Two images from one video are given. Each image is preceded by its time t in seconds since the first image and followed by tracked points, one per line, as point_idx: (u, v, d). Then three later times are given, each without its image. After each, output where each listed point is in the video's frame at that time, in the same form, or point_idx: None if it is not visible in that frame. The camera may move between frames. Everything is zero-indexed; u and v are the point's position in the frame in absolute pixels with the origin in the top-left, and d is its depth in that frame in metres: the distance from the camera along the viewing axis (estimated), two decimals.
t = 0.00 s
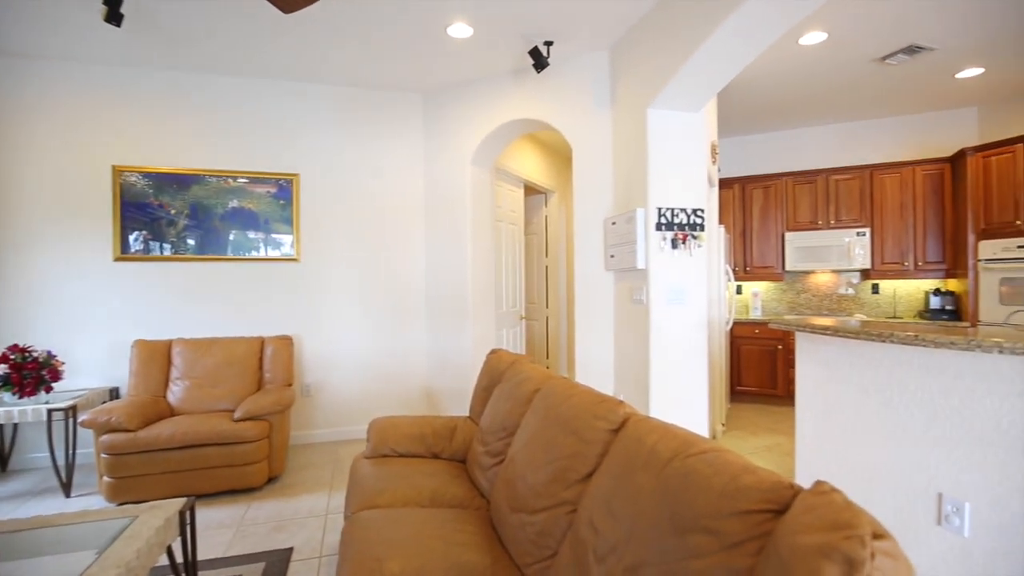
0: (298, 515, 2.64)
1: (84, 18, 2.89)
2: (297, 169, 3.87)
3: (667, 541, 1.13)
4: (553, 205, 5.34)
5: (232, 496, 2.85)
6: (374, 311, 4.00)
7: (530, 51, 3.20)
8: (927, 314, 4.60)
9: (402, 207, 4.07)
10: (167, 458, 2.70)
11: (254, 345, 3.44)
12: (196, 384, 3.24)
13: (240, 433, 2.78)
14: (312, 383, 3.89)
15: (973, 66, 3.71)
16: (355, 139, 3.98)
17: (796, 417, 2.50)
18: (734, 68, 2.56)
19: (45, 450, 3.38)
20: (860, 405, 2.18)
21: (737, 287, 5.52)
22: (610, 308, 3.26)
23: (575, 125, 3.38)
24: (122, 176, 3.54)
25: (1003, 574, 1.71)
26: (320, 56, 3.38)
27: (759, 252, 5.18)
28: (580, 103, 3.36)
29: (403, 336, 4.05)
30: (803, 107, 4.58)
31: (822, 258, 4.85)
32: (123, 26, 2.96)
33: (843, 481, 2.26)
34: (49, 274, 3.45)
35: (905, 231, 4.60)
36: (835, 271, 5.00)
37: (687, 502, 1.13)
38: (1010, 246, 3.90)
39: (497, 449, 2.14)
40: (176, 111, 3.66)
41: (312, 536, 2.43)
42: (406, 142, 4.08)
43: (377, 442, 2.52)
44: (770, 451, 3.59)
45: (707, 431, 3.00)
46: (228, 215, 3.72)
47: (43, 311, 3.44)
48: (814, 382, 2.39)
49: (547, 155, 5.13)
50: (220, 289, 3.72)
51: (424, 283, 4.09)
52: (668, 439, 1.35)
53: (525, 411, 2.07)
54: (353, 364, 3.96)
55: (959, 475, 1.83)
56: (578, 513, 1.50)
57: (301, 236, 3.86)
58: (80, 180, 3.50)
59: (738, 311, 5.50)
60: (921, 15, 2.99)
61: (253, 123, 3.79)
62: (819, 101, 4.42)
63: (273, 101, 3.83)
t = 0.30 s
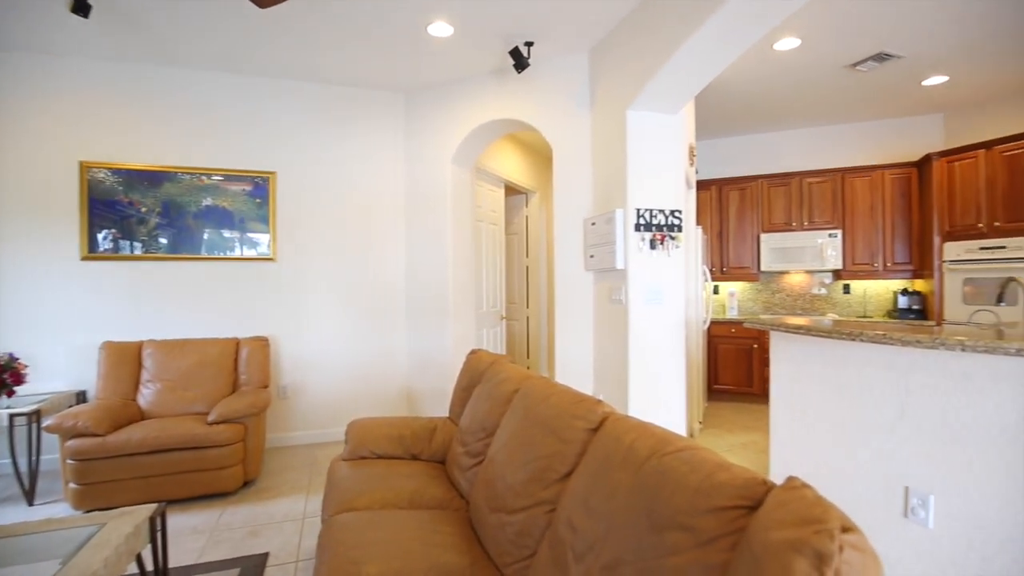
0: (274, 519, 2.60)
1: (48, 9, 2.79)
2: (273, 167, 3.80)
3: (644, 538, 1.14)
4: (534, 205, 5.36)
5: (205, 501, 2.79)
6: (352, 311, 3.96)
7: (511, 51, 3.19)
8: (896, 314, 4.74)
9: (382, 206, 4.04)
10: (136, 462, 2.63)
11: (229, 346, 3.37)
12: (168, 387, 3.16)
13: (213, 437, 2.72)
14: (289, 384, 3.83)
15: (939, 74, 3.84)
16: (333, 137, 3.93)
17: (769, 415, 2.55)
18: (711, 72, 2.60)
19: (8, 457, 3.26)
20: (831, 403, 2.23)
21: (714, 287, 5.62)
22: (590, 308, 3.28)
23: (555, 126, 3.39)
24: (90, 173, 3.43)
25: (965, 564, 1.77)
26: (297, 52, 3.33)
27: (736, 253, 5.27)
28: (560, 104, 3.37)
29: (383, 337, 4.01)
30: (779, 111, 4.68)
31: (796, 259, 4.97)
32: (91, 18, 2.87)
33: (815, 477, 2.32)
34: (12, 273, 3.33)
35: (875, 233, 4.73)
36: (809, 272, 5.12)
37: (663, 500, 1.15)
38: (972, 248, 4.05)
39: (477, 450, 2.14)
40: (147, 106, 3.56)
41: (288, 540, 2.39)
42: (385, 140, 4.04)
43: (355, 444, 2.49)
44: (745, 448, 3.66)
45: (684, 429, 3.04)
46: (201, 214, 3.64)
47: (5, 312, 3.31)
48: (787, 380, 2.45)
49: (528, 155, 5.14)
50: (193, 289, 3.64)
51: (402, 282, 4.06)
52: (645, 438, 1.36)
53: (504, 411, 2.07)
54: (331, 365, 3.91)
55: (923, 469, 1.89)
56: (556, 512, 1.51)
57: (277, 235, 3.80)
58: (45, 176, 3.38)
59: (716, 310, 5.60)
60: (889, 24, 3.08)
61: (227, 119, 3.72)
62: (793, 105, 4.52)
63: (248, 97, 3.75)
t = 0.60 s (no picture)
0: (249, 523, 2.55)
1: None
2: (248, 164, 3.73)
3: (621, 535, 1.16)
4: (513, 205, 5.37)
5: (178, 506, 2.72)
6: (330, 311, 3.91)
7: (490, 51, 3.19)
8: (866, 313, 4.88)
9: (360, 206, 3.99)
10: (105, 467, 2.55)
11: (202, 347, 3.30)
12: (138, 390, 3.08)
13: (186, 440, 2.66)
14: (265, 386, 3.76)
15: (905, 81, 3.96)
16: (310, 134, 3.87)
17: (744, 413, 2.60)
18: (687, 76, 2.65)
19: None
20: (803, 400, 2.29)
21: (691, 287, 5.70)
22: (569, 308, 3.30)
23: (534, 127, 3.40)
24: (55, 168, 3.32)
25: (930, 555, 1.84)
26: (274, 48, 3.27)
27: (713, 254, 5.36)
28: (539, 105, 3.38)
29: (362, 337, 3.97)
30: (754, 115, 4.77)
31: (771, 260, 5.07)
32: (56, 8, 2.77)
33: (788, 474, 2.37)
34: None
35: (846, 235, 4.86)
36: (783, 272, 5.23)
37: (640, 497, 1.16)
38: (938, 249, 4.20)
39: (456, 450, 2.13)
40: (116, 100, 3.46)
41: (264, 545, 2.35)
42: (364, 139, 4.00)
43: (332, 446, 2.45)
44: (722, 445, 3.72)
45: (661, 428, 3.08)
46: (173, 212, 3.55)
47: None
48: (761, 379, 2.50)
49: (507, 155, 5.15)
50: (165, 289, 3.55)
51: (380, 282, 4.02)
52: (622, 436, 1.38)
53: (483, 411, 2.07)
54: (309, 366, 3.86)
55: (891, 464, 1.95)
56: (535, 511, 1.52)
57: (252, 234, 3.73)
58: (7, 171, 3.26)
59: (693, 310, 5.68)
60: (858, 31, 3.18)
61: (200, 115, 3.63)
62: (768, 109, 4.61)
63: (222, 93, 3.68)
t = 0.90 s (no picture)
0: (222, 529, 2.50)
1: None
2: (222, 162, 3.65)
3: (598, 533, 1.16)
4: (493, 205, 5.37)
5: (148, 512, 2.65)
6: (307, 311, 3.85)
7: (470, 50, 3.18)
8: (837, 313, 5.01)
9: (338, 205, 3.94)
10: (70, 473, 2.47)
11: (173, 349, 3.22)
12: (106, 392, 2.99)
13: (156, 444, 2.59)
14: (239, 388, 3.69)
15: (874, 87, 4.08)
16: (286, 132, 3.81)
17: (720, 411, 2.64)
18: (665, 78, 2.68)
19: None
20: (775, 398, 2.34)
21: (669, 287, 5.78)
22: (549, 309, 3.31)
23: (513, 127, 3.41)
24: (17, 163, 3.20)
25: (897, 547, 1.90)
26: (250, 43, 3.21)
27: (690, 255, 5.44)
28: (519, 105, 3.39)
29: (339, 337, 3.92)
30: (730, 118, 4.86)
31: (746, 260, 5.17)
32: None
33: (762, 470, 2.42)
34: None
35: (818, 236, 4.99)
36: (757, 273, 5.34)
37: (618, 495, 1.17)
38: (904, 251, 4.35)
39: (434, 451, 2.12)
40: (84, 95, 3.36)
41: (237, 550, 2.31)
42: (342, 137, 3.95)
43: (307, 449, 2.42)
44: (698, 443, 3.78)
45: (638, 426, 3.12)
46: (143, 209, 3.46)
47: None
48: (735, 377, 2.54)
49: (487, 155, 5.14)
50: (134, 289, 3.45)
51: (358, 281, 3.98)
52: (600, 435, 1.39)
53: (461, 411, 2.06)
54: (284, 367, 3.80)
55: (860, 459, 2.01)
56: (513, 511, 1.52)
57: (226, 233, 3.65)
58: None
59: (670, 310, 5.76)
60: (830, 38, 3.26)
61: (171, 110, 3.55)
62: (743, 112, 4.71)
63: (195, 88, 3.60)
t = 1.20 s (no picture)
0: (189, 535, 2.43)
1: None
2: (190, 158, 3.55)
3: (571, 533, 1.18)
4: (469, 205, 5.35)
5: (111, 519, 2.57)
6: (278, 312, 3.78)
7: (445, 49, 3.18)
8: (804, 312, 5.16)
9: (311, 203, 3.88)
10: (27, 480, 2.37)
11: (138, 351, 3.12)
12: (66, 396, 2.88)
13: (119, 448, 2.51)
14: (208, 390, 3.60)
15: (839, 94, 4.23)
16: (257, 128, 3.73)
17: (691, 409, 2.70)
18: (639, 81, 2.72)
19: None
20: (744, 396, 2.40)
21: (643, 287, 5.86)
22: (524, 309, 3.32)
23: (489, 127, 3.41)
24: None
25: (859, 539, 1.97)
26: (219, 37, 3.14)
27: (663, 255, 5.54)
28: (495, 105, 3.39)
29: (312, 338, 3.86)
30: (702, 121, 4.96)
31: (718, 261, 5.28)
32: None
33: (732, 466, 2.48)
34: None
35: (786, 237, 5.13)
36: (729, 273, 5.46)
37: (590, 494, 1.18)
38: (867, 252, 4.51)
39: (408, 452, 2.11)
40: (43, 86, 3.23)
41: (205, 556, 2.25)
42: (315, 134, 3.89)
43: (279, 452, 2.38)
44: (671, 441, 3.85)
45: (612, 425, 3.16)
46: (106, 207, 3.35)
47: None
48: (706, 376, 2.60)
49: (463, 154, 5.13)
50: (96, 289, 3.33)
51: (331, 282, 3.92)
52: (573, 435, 1.40)
53: (436, 412, 2.06)
54: (255, 369, 3.72)
55: (825, 454, 2.08)
56: (487, 511, 1.52)
57: (194, 232, 3.55)
58: None
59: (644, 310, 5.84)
60: (797, 45, 3.36)
61: (136, 105, 3.45)
62: (714, 116, 4.81)
63: (162, 82, 3.50)
